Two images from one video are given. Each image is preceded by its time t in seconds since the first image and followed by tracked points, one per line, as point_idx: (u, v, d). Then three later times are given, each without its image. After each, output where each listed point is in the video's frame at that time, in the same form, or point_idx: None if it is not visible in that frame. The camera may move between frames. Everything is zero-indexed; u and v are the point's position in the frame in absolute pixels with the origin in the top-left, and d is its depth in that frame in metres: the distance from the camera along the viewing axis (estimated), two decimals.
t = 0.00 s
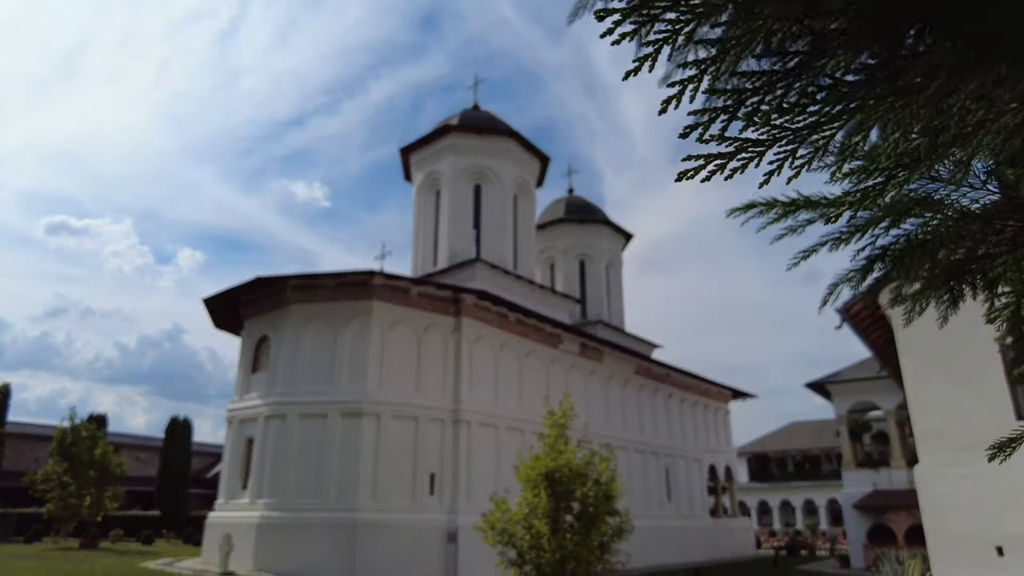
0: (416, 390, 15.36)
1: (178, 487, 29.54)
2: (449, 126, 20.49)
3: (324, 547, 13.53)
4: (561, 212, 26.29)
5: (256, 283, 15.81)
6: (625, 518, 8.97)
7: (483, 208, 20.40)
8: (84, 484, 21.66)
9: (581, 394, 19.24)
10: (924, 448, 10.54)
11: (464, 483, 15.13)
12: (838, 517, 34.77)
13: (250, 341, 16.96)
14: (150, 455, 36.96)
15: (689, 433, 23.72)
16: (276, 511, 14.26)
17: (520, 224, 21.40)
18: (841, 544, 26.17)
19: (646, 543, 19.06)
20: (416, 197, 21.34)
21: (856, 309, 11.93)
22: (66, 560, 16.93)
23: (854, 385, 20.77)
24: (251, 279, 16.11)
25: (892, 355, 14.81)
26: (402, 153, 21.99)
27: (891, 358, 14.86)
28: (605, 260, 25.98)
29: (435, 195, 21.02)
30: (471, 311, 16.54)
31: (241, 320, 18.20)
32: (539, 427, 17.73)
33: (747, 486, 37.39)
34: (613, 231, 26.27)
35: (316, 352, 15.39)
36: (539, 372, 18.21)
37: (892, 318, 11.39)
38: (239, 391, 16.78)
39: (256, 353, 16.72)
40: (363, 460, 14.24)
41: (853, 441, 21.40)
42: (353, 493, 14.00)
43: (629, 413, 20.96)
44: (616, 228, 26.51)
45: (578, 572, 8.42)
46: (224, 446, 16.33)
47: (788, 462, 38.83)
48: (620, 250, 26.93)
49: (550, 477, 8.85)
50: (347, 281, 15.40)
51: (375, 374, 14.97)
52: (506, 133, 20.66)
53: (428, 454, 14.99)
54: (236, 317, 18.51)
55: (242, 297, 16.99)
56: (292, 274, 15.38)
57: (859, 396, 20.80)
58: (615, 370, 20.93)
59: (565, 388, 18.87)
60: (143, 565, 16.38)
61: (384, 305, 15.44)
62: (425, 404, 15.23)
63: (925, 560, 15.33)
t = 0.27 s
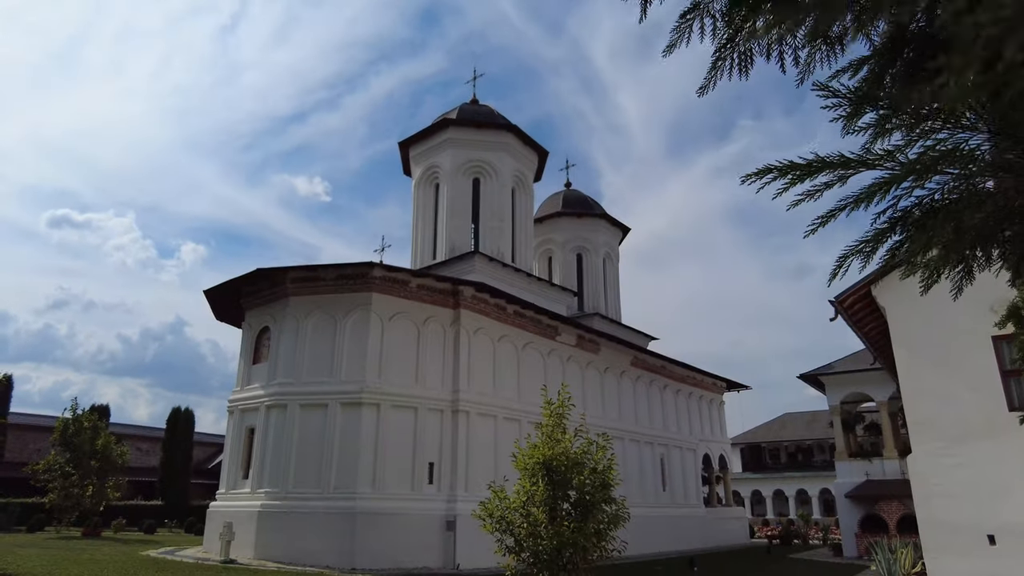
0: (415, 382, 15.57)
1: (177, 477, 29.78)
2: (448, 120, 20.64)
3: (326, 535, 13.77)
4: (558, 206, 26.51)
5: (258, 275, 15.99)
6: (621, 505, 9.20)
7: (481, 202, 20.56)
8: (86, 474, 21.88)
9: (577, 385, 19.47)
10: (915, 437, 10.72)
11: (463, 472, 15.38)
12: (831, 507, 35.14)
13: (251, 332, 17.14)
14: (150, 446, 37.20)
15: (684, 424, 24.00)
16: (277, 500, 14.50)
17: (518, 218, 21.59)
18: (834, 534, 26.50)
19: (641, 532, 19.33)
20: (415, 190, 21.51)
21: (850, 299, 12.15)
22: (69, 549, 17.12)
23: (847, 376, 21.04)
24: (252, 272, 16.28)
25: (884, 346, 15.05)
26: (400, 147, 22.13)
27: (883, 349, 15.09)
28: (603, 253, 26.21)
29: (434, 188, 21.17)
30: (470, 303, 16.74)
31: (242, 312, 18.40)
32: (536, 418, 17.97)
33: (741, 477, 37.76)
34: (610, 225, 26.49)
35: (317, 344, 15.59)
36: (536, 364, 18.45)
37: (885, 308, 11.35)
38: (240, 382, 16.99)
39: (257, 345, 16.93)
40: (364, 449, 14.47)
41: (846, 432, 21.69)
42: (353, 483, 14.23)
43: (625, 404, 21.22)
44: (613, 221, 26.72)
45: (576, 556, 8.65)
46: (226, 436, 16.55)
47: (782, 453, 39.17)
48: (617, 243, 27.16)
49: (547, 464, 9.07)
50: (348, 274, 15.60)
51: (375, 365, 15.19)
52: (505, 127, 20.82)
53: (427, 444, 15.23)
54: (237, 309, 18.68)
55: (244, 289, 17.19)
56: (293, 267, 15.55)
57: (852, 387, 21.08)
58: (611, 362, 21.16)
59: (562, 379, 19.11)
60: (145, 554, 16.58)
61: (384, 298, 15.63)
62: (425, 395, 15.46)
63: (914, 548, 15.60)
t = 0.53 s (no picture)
0: (406, 364, 15.59)
1: (168, 459, 29.83)
2: (440, 102, 20.50)
3: (316, 515, 13.85)
4: (550, 189, 26.47)
5: (247, 257, 15.90)
6: (609, 485, 9.28)
7: (473, 184, 20.48)
8: (75, 457, 21.88)
9: (567, 368, 19.57)
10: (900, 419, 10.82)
11: (453, 454, 15.47)
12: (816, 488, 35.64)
13: (241, 314, 17.08)
14: (141, 429, 37.18)
15: (673, 407, 24.20)
16: (268, 481, 14.54)
17: (510, 201, 21.53)
18: (819, 515, 26.89)
19: (629, 512, 19.55)
20: (406, 172, 21.39)
21: (839, 284, 12.23)
22: (59, 531, 17.14)
23: (835, 360, 21.23)
24: (241, 253, 16.19)
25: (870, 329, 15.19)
26: (391, 128, 21.96)
27: (869, 333, 15.23)
28: (594, 237, 26.22)
29: (425, 170, 21.06)
30: (461, 286, 16.73)
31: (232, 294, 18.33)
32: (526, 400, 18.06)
33: (728, 459, 38.21)
34: (602, 208, 26.49)
35: (307, 326, 15.56)
36: (527, 347, 18.50)
37: (874, 292, 11.41)
38: (230, 364, 16.96)
39: (247, 327, 16.88)
40: (354, 431, 14.51)
41: (832, 415, 21.95)
42: (343, 465, 14.29)
43: (614, 387, 21.35)
44: (605, 204, 26.72)
45: (563, 535, 8.74)
46: (216, 418, 16.55)
47: (769, 436, 39.61)
48: (608, 226, 27.18)
49: (536, 445, 9.13)
50: (338, 256, 15.55)
51: (365, 347, 15.18)
52: (496, 109, 20.70)
53: (417, 426, 15.29)
54: (226, 291, 18.59)
55: (233, 271, 17.11)
56: (282, 248, 15.47)
57: (839, 370, 21.29)
58: (601, 345, 21.26)
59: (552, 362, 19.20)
60: (135, 535, 16.61)
61: (374, 280, 15.59)
62: (415, 377, 15.49)
63: (897, 528, 15.87)
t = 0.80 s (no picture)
0: (389, 345, 15.51)
1: (151, 441, 29.63)
2: (425, 81, 20.22)
3: (299, 496, 13.81)
4: (536, 170, 26.32)
5: (228, 236, 15.68)
6: (591, 464, 9.29)
7: (458, 164, 20.29)
8: (55, 438, 21.65)
9: (552, 350, 19.58)
10: (879, 399, 10.93)
11: (437, 434, 15.46)
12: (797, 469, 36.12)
13: (222, 295, 16.87)
14: (124, 410, 36.90)
15: (657, 388, 24.36)
16: (250, 462, 14.47)
17: (496, 182, 21.36)
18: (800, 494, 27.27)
19: (612, 492, 19.70)
20: (391, 152, 21.14)
21: (822, 266, 12.27)
22: (38, 513, 16.98)
23: (817, 342, 21.40)
24: (222, 233, 15.95)
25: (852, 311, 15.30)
26: (375, 107, 21.67)
27: (851, 315, 15.34)
28: (580, 219, 26.15)
29: (410, 150, 20.83)
30: (445, 267, 16.62)
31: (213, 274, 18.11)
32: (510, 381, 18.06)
33: (712, 440, 38.61)
34: (588, 190, 26.40)
35: (289, 307, 15.40)
36: (511, 328, 18.47)
37: (856, 274, 11.44)
38: (211, 345, 16.80)
39: (228, 308, 16.69)
40: (337, 411, 14.45)
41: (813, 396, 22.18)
42: (326, 445, 14.23)
43: (599, 368, 21.42)
44: (591, 186, 26.63)
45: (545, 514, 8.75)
46: (197, 398, 16.40)
47: (752, 417, 40.02)
48: (594, 208, 27.11)
49: (518, 425, 9.11)
50: (320, 235, 15.38)
51: (348, 328, 15.07)
52: (482, 88, 20.47)
53: (401, 406, 15.25)
54: (207, 271, 18.34)
55: (214, 251, 16.89)
56: (264, 228, 15.27)
57: (821, 352, 21.47)
58: (586, 327, 21.28)
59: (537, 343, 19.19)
60: (116, 516, 16.48)
61: (357, 260, 15.44)
62: (399, 358, 15.42)
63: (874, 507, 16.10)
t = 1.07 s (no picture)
0: (372, 327, 15.37)
1: (134, 424, 29.41)
2: (409, 58, 19.90)
3: (281, 477, 13.73)
4: (522, 151, 26.12)
5: (208, 216, 15.42)
6: (574, 445, 9.27)
7: (443, 144, 20.05)
8: (34, 422, 21.37)
9: (536, 331, 19.53)
10: (860, 380, 10.97)
11: (421, 416, 15.41)
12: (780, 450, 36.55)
13: (203, 276, 16.62)
14: (105, 393, 36.54)
15: (641, 370, 24.43)
16: (231, 444, 14.34)
17: (481, 163, 21.15)
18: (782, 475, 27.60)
19: (596, 473, 19.81)
20: (374, 131, 20.86)
21: (807, 248, 12.26)
22: (16, 496, 16.77)
23: (800, 324, 21.50)
24: (202, 212, 15.67)
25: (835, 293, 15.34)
26: (359, 85, 21.33)
27: (834, 297, 15.38)
28: (566, 201, 26.01)
29: (394, 129, 20.55)
30: (429, 249, 16.46)
31: (193, 255, 17.83)
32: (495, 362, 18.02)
33: (696, 422, 38.94)
34: (574, 172, 26.25)
35: (270, 288, 15.20)
36: (496, 310, 18.38)
37: (840, 255, 11.43)
38: (191, 326, 16.58)
39: (208, 288, 16.45)
40: (319, 392, 14.34)
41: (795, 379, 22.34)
42: (308, 427, 14.13)
43: (584, 350, 21.43)
44: (577, 168, 26.47)
45: (527, 495, 8.74)
46: (178, 381, 16.21)
47: (736, 400, 40.36)
48: (581, 190, 26.97)
49: (501, 405, 9.05)
50: (302, 215, 15.16)
51: (331, 309, 14.92)
52: (468, 66, 20.19)
53: (385, 388, 15.17)
54: (187, 251, 18.05)
55: (194, 231, 16.61)
56: (244, 207, 15.02)
57: (804, 335, 21.59)
58: (571, 309, 21.25)
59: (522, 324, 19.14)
60: (95, 499, 16.32)
61: (340, 241, 15.24)
62: (382, 340, 15.30)
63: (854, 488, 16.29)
